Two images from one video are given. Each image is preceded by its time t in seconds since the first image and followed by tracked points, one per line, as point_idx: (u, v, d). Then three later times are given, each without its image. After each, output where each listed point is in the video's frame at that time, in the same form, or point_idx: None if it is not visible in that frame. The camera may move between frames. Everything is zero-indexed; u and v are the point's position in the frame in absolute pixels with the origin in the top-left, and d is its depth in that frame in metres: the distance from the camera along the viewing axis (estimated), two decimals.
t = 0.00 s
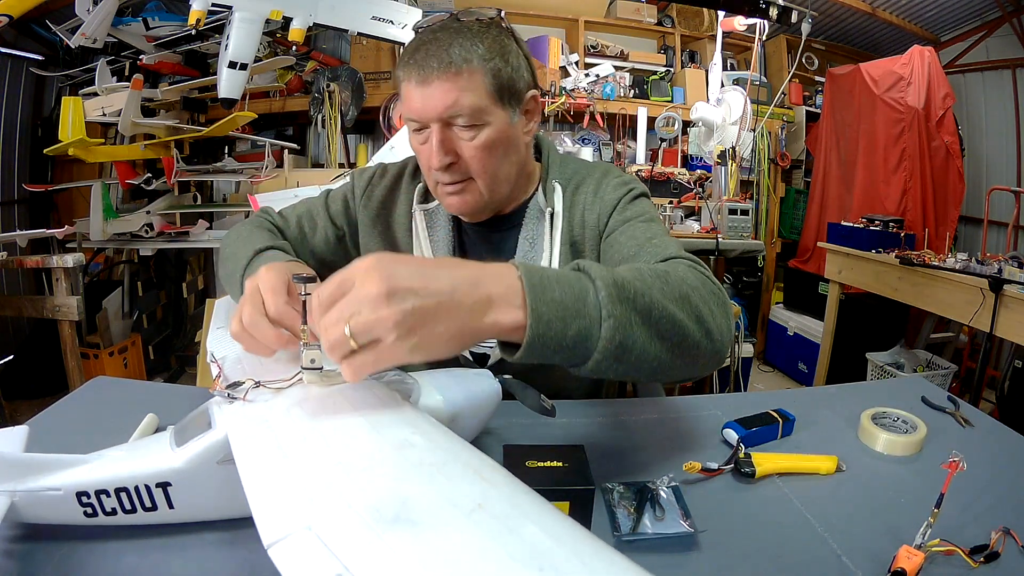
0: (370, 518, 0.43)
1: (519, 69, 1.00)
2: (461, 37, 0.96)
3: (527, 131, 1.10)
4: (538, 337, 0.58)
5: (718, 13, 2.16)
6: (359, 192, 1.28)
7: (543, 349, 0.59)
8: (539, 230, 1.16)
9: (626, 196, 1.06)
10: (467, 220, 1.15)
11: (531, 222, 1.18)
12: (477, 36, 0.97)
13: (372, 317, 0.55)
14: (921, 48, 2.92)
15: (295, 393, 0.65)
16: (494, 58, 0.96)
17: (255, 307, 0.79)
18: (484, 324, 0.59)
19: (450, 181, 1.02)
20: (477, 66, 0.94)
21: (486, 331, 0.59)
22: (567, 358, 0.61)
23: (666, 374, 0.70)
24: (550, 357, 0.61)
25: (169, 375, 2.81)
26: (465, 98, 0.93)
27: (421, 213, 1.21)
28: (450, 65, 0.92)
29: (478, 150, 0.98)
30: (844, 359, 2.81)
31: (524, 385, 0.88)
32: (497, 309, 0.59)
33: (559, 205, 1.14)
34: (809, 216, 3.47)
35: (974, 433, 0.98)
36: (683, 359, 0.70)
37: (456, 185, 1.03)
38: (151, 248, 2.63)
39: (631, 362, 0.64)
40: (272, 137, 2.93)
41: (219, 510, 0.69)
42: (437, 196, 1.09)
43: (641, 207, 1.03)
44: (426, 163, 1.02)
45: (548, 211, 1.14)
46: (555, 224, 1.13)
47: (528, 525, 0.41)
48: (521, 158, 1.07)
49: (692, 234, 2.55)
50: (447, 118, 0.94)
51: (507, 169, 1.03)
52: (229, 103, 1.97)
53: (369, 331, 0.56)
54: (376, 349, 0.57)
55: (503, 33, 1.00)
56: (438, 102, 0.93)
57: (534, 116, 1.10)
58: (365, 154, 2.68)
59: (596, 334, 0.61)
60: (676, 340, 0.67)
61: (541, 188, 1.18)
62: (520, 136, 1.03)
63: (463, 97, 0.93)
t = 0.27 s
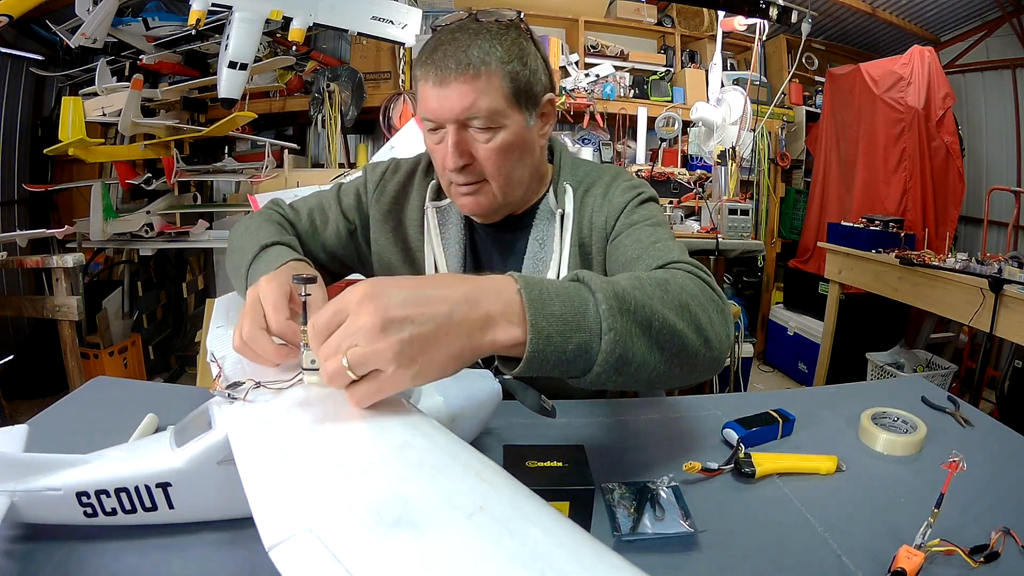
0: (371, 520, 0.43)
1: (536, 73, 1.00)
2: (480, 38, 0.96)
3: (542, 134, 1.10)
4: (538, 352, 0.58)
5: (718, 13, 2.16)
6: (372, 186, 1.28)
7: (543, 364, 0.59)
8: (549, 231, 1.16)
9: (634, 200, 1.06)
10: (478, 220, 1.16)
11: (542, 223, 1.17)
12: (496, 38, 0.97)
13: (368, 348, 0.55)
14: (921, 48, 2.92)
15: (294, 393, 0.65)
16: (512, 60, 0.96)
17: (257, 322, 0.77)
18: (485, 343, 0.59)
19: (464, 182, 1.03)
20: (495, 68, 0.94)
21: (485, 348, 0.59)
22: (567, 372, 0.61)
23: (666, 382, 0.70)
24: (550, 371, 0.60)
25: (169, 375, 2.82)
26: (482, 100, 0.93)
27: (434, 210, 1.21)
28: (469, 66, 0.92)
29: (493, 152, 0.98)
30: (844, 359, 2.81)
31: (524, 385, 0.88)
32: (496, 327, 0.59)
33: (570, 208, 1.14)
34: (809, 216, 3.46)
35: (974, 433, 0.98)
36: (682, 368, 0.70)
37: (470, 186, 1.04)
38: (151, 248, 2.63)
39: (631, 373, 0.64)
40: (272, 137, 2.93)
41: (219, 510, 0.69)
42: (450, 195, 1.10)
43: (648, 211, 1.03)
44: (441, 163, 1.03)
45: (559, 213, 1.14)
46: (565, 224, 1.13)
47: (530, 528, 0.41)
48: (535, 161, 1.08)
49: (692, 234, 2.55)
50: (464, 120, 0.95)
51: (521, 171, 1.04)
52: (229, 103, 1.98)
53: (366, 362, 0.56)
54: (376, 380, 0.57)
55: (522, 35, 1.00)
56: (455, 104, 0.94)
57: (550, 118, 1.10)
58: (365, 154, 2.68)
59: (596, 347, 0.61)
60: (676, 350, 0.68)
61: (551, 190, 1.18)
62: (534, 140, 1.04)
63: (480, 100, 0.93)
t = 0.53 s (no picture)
0: (373, 522, 0.43)
1: (547, 75, 1.00)
2: (491, 39, 0.96)
3: (551, 137, 1.11)
4: (527, 340, 0.57)
5: (718, 13, 2.16)
6: (382, 179, 1.28)
7: (532, 352, 0.58)
8: (555, 231, 1.17)
9: (638, 199, 1.06)
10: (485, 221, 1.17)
11: (548, 223, 1.20)
12: (508, 39, 0.97)
13: (359, 349, 0.55)
14: (921, 48, 2.92)
15: (292, 394, 0.65)
16: (524, 62, 0.96)
17: (258, 336, 0.73)
18: (473, 331, 0.58)
19: (472, 183, 1.04)
20: (506, 70, 0.94)
21: (474, 338, 0.59)
22: (558, 361, 0.61)
23: (661, 373, 0.69)
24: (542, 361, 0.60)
25: (169, 375, 2.82)
26: (491, 102, 0.94)
27: (443, 207, 1.21)
28: (479, 68, 0.92)
29: (502, 154, 0.99)
30: (844, 359, 2.80)
31: (523, 385, 0.88)
32: (484, 315, 0.59)
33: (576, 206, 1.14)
34: (809, 216, 3.47)
35: (973, 433, 0.98)
36: (676, 360, 0.69)
37: (478, 187, 1.04)
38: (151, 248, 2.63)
39: (623, 363, 0.64)
40: (272, 137, 2.92)
41: (220, 510, 0.69)
42: (458, 196, 1.11)
43: (651, 210, 1.02)
44: (450, 163, 1.03)
45: (565, 212, 1.15)
46: (571, 225, 1.14)
47: (533, 531, 0.41)
48: (544, 164, 1.08)
49: (691, 235, 2.55)
50: (473, 120, 0.95)
51: (529, 174, 1.04)
52: (229, 103, 1.98)
53: (357, 364, 0.56)
54: (369, 378, 0.57)
55: (534, 37, 1.00)
56: (464, 105, 0.94)
57: (560, 121, 1.11)
58: (365, 154, 2.68)
59: (587, 336, 0.60)
60: (669, 340, 0.67)
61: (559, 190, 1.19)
62: (543, 143, 1.04)
63: (490, 102, 0.93)
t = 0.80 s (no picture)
0: (386, 528, 0.43)
1: (553, 79, 1.00)
2: (496, 43, 0.95)
3: (556, 140, 1.11)
4: (507, 313, 0.57)
5: (718, 13, 2.16)
6: (395, 169, 1.29)
7: (514, 325, 0.58)
8: (557, 227, 1.16)
9: (635, 191, 1.07)
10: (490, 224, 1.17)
11: (550, 219, 1.18)
12: (513, 43, 0.96)
13: (345, 347, 0.55)
14: (921, 48, 2.92)
15: (295, 396, 0.65)
16: (529, 67, 0.96)
17: (258, 348, 0.70)
18: (452, 308, 0.58)
19: (478, 187, 1.04)
20: (512, 75, 0.93)
21: (455, 316, 0.59)
22: (543, 335, 0.60)
23: (653, 348, 0.68)
24: (525, 335, 0.59)
25: (169, 376, 2.82)
26: (497, 107, 0.93)
27: (450, 203, 1.21)
28: (485, 73, 0.92)
29: (507, 159, 0.99)
30: (844, 359, 2.81)
31: (522, 385, 0.88)
32: (462, 291, 0.59)
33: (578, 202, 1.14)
34: (809, 216, 3.47)
35: (973, 433, 0.98)
36: (667, 330, 0.68)
37: (484, 191, 1.05)
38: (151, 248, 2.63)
39: (611, 336, 0.63)
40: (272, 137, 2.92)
41: (222, 512, 0.69)
42: (464, 199, 1.11)
43: (648, 200, 1.02)
44: (455, 167, 1.04)
45: (568, 208, 1.14)
46: (573, 220, 1.13)
47: (543, 533, 0.41)
48: (548, 167, 1.08)
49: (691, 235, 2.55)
50: (478, 125, 0.95)
51: (534, 177, 1.05)
52: (229, 103, 1.98)
53: (348, 361, 0.56)
54: (360, 375, 0.57)
55: (539, 40, 1.00)
56: (469, 110, 0.94)
57: (565, 124, 1.10)
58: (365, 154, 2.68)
59: (570, 306, 0.60)
60: (656, 311, 0.66)
61: (561, 188, 1.19)
62: (549, 147, 1.04)
63: (496, 107, 0.93)
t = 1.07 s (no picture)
0: (399, 528, 0.42)
1: (562, 81, 1.00)
2: (506, 44, 0.95)
3: (563, 142, 1.11)
4: (502, 307, 0.58)
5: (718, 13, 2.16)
6: (401, 165, 1.29)
7: (510, 318, 0.58)
8: (559, 226, 1.16)
9: (635, 190, 1.07)
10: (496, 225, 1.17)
11: (553, 219, 1.18)
12: (523, 45, 0.96)
13: (343, 347, 0.55)
14: (921, 48, 2.92)
15: (298, 398, 0.65)
16: (540, 69, 0.96)
17: (257, 350, 0.70)
18: (449, 300, 0.59)
19: (486, 188, 1.04)
20: (522, 77, 0.93)
21: (451, 307, 0.59)
22: (540, 328, 0.60)
23: (652, 341, 0.68)
24: (521, 329, 0.59)
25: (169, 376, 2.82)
26: (507, 109, 0.93)
27: (454, 201, 1.20)
28: (495, 74, 0.92)
29: (516, 160, 0.99)
30: (844, 359, 2.81)
31: (522, 386, 0.88)
32: (457, 284, 0.59)
33: (580, 203, 1.14)
34: (809, 216, 3.47)
35: (973, 433, 0.98)
36: (666, 321, 0.68)
37: (491, 193, 1.05)
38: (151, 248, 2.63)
39: (609, 329, 0.62)
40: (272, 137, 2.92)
41: (224, 513, 0.69)
42: (470, 200, 1.11)
43: (648, 198, 1.02)
44: (462, 168, 1.03)
45: (570, 208, 1.14)
46: (576, 220, 1.13)
47: (555, 531, 0.41)
48: (555, 169, 1.09)
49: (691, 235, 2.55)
50: (487, 127, 0.95)
51: (542, 179, 1.05)
52: (229, 103, 1.98)
53: (345, 358, 0.56)
54: (360, 373, 0.57)
55: (549, 42, 1.00)
56: (479, 112, 0.93)
57: (572, 125, 1.11)
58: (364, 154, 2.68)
59: (565, 299, 0.60)
60: (654, 302, 0.66)
61: (564, 189, 1.19)
62: (556, 149, 1.04)
63: (506, 109, 0.93)
